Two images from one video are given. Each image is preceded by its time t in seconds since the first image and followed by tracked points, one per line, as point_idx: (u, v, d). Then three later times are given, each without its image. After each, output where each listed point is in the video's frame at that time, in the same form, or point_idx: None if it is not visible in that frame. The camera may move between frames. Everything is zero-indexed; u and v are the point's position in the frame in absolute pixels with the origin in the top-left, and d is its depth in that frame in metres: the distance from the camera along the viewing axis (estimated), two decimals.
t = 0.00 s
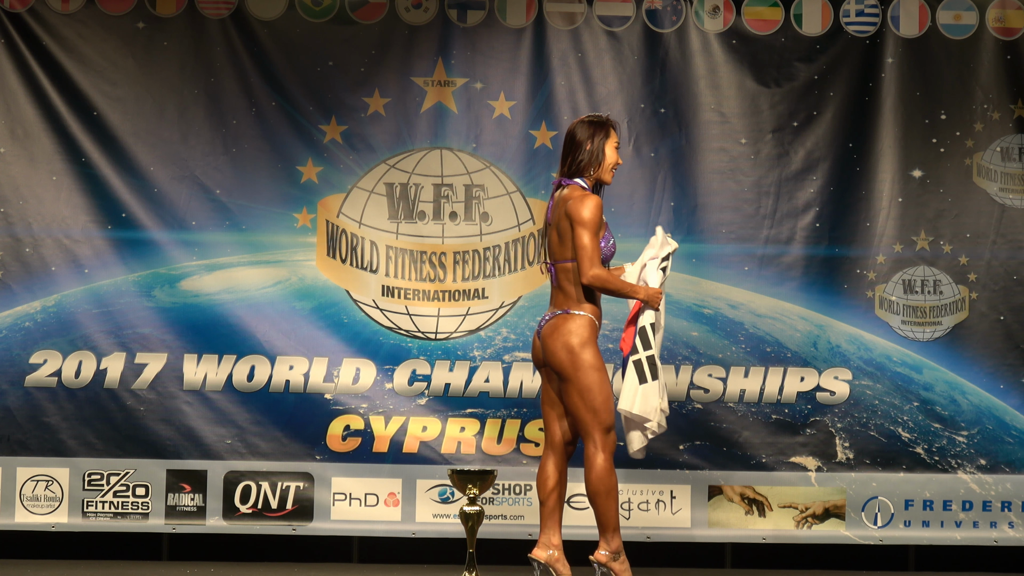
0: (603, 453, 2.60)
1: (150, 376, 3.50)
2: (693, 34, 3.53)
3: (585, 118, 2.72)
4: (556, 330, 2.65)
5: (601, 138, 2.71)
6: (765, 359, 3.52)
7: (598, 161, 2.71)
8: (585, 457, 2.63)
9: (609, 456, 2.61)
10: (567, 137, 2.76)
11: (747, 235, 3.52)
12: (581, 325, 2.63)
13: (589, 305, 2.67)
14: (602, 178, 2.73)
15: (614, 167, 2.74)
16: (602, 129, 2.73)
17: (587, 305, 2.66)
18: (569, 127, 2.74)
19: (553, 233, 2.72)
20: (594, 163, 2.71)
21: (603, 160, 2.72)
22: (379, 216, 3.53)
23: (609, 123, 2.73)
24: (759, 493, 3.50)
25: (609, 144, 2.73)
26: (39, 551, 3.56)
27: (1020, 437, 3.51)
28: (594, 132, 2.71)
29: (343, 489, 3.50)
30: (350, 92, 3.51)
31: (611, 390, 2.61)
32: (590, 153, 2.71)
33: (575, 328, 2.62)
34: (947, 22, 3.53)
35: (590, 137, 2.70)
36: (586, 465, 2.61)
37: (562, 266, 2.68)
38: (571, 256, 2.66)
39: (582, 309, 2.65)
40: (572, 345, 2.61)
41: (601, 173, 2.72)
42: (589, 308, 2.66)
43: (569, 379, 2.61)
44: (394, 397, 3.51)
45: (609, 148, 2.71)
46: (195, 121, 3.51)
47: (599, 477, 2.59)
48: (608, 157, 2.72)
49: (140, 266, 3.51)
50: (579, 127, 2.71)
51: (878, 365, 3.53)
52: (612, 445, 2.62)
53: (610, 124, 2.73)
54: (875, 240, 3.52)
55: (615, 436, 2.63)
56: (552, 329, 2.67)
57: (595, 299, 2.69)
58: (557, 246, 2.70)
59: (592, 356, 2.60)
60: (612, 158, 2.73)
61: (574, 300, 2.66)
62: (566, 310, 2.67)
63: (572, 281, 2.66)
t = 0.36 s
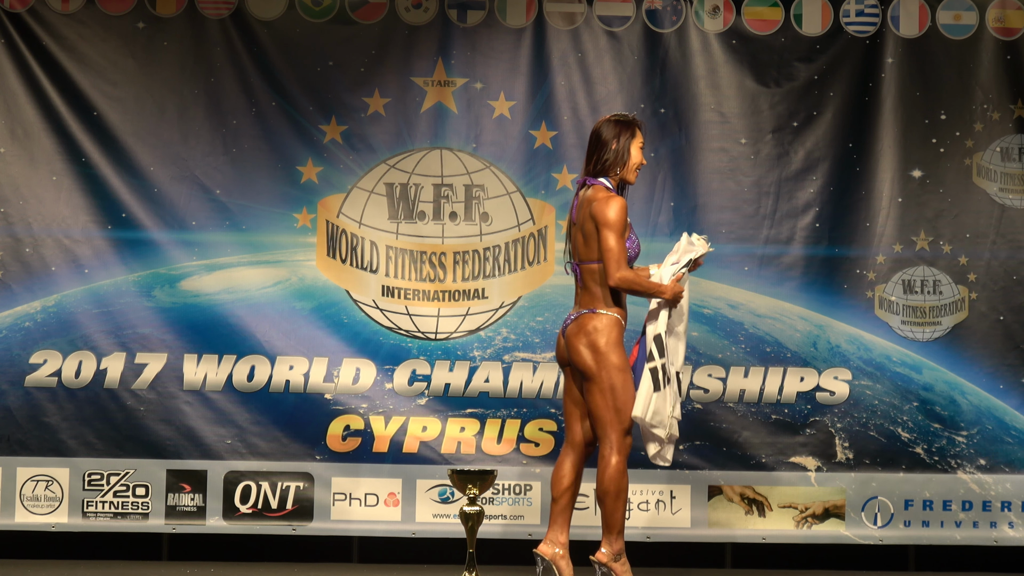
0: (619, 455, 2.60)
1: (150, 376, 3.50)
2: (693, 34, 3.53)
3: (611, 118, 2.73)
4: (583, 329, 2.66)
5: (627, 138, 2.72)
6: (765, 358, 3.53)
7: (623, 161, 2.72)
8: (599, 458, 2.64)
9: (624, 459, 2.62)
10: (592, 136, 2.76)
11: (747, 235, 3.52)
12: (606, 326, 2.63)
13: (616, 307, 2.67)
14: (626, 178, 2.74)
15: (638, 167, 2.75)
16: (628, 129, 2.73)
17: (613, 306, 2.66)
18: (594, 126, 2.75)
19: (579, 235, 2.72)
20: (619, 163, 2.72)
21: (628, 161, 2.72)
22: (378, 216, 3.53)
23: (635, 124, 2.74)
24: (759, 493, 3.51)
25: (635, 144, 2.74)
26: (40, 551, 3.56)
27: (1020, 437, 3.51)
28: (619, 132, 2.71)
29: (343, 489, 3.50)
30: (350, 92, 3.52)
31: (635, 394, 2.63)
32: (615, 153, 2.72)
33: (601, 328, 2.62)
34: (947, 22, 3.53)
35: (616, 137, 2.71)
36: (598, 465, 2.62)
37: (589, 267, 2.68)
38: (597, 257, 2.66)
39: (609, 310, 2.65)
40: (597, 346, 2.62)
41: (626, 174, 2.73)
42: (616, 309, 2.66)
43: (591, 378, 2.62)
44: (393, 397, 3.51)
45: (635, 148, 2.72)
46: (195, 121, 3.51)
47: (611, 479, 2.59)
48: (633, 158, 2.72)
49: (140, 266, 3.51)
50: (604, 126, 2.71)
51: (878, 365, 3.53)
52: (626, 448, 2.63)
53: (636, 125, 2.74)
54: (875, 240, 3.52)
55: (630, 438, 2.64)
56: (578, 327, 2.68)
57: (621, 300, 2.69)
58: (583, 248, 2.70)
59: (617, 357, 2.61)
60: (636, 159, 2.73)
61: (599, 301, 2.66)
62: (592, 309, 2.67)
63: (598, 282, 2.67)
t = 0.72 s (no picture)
0: (622, 455, 2.61)
1: (150, 376, 3.50)
2: (693, 34, 3.53)
3: (628, 120, 2.73)
4: (586, 330, 2.68)
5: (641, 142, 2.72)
6: (765, 359, 3.53)
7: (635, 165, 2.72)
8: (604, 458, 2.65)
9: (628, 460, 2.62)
10: (606, 136, 2.77)
11: (747, 235, 3.52)
12: (610, 327, 2.64)
13: (623, 307, 2.68)
14: (636, 181, 2.75)
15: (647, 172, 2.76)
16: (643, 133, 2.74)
17: (619, 307, 2.67)
18: (610, 126, 2.76)
19: (586, 235, 2.72)
20: (630, 166, 2.72)
21: (639, 164, 2.74)
22: (378, 216, 3.53)
23: (651, 130, 2.75)
24: (759, 493, 3.51)
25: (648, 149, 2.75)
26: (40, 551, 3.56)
27: (1020, 437, 3.51)
28: (634, 134, 2.72)
29: (343, 489, 3.50)
30: (350, 92, 3.51)
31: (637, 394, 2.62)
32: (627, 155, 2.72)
33: (604, 328, 2.64)
34: (947, 22, 3.53)
35: (632, 139, 2.71)
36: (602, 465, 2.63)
37: (597, 267, 2.69)
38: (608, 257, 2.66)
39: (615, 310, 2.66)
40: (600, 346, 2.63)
41: (635, 177, 2.74)
42: (621, 310, 2.67)
43: (594, 379, 2.64)
44: (393, 397, 3.51)
45: (647, 153, 2.73)
46: (195, 121, 3.51)
47: (614, 479, 2.59)
48: (644, 162, 2.73)
49: (140, 266, 3.51)
50: (620, 127, 2.72)
51: (878, 365, 3.53)
52: (630, 449, 2.63)
53: (652, 131, 2.74)
54: (875, 240, 3.52)
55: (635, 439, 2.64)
56: (582, 328, 2.70)
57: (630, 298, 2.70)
58: (590, 248, 2.71)
59: (621, 358, 2.62)
60: (647, 163, 2.74)
61: (608, 301, 2.67)
62: (598, 310, 2.68)
63: (604, 282, 2.68)
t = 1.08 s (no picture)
0: (616, 453, 2.63)
1: (150, 376, 3.50)
2: (693, 34, 3.53)
3: (629, 125, 2.77)
4: (578, 332, 2.74)
5: (636, 147, 2.76)
6: (765, 359, 3.53)
7: (626, 168, 2.76)
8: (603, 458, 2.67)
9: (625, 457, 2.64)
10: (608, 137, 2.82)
11: (747, 235, 3.53)
12: (599, 327, 2.68)
13: (614, 308, 2.72)
14: (625, 186, 2.78)
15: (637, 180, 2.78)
16: (642, 140, 2.77)
17: (609, 307, 2.71)
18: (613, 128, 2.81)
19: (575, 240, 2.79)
20: (621, 169, 2.76)
21: (630, 169, 2.77)
22: (378, 216, 3.53)
23: (652, 139, 2.78)
24: (759, 493, 3.50)
25: (644, 156, 2.77)
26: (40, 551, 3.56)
27: (1020, 437, 3.51)
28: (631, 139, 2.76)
29: (342, 490, 3.50)
30: (350, 92, 3.52)
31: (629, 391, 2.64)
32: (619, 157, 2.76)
33: (592, 329, 2.69)
34: (947, 22, 3.53)
35: (627, 142, 2.75)
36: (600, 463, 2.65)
37: (585, 270, 2.74)
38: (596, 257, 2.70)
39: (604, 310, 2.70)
40: (591, 347, 2.68)
41: (624, 182, 2.77)
42: (611, 310, 2.71)
43: (587, 379, 2.69)
44: (394, 397, 3.51)
45: (640, 160, 2.76)
46: (195, 121, 3.51)
47: (609, 477, 2.62)
48: (635, 168, 2.76)
49: (140, 266, 3.51)
50: (619, 130, 2.77)
51: (878, 365, 3.53)
52: (628, 447, 2.64)
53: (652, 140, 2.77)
54: (875, 240, 3.52)
55: (632, 438, 2.65)
56: (575, 332, 2.76)
57: (621, 299, 2.73)
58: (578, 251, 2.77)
59: (612, 357, 2.65)
60: (637, 170, 2.77)
61: (599, 301, 2.72)
62: (589, 312, 2.73)
63: (593, 284, 2.73)
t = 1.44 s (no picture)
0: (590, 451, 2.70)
1: (150, 376, 3.50)
2: (693, 33, 3.53)
3: (618, 128, 2.83)
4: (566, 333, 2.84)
5: (618, 147, 2.80)
6: (765, 358, 3.52)
7: (605, 169, 2.83)
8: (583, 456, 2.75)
9: (603, 456, 2.70)
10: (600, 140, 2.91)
11: (747, 235, 3.53)
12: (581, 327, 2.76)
13: (599, 308, 2.78)
14: (609, 189, 2.86)
15: (620, 182, 2.83)
16: (628, 142, 2.81)
17: (592, 308, 2.78)
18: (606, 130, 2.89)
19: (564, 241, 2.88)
20: (602, 171, 2.85)
21: (611, 171, 2.84)
22: (378, 216, 3.53)
23: (638, 143, 2.82)
24: (759, 493, 3.50)
25: (627, 159, 2.81)
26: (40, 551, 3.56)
27: (1020, 437, 3.50)
28: (615, 141, 2.82)
29: (342, 489, 3.50)
30: (350, 92, 3.52)
31: (606, 388, 2.69)
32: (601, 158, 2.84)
33: (574, 329, 2.78)
34: (947, 22, 3.53)
35: (610, 145, 2.82)
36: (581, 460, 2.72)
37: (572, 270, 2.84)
38: (580, 255, 2.80)
39: (586, 311, 2.78)
40: (575, 346, 2.76)
41: (608, 184, 2.85)
42: (594, 311, 2.78)
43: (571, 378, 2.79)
44: (393, 397, 3.51)
45: (621, 163, 2.81)
46: (196, 121, 3.52)
47: (579, 474, 2.70)
48: (617, 171, 2.82)
49: (140, 266, 3.51)
50: (607, 132, 2.84)
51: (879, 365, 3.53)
52: (608, 446, 2.70)
53: (637, 144, 2.81)
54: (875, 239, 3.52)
55: (614, 437, 2.70)
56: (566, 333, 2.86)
57: (609, 297, 2.79)
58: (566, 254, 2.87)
59: (595, 355, 2.73)
60: (619, 173, 2.82)
61: (585, 302, 2.80)
62: (577, 313, 2.82)
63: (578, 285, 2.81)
